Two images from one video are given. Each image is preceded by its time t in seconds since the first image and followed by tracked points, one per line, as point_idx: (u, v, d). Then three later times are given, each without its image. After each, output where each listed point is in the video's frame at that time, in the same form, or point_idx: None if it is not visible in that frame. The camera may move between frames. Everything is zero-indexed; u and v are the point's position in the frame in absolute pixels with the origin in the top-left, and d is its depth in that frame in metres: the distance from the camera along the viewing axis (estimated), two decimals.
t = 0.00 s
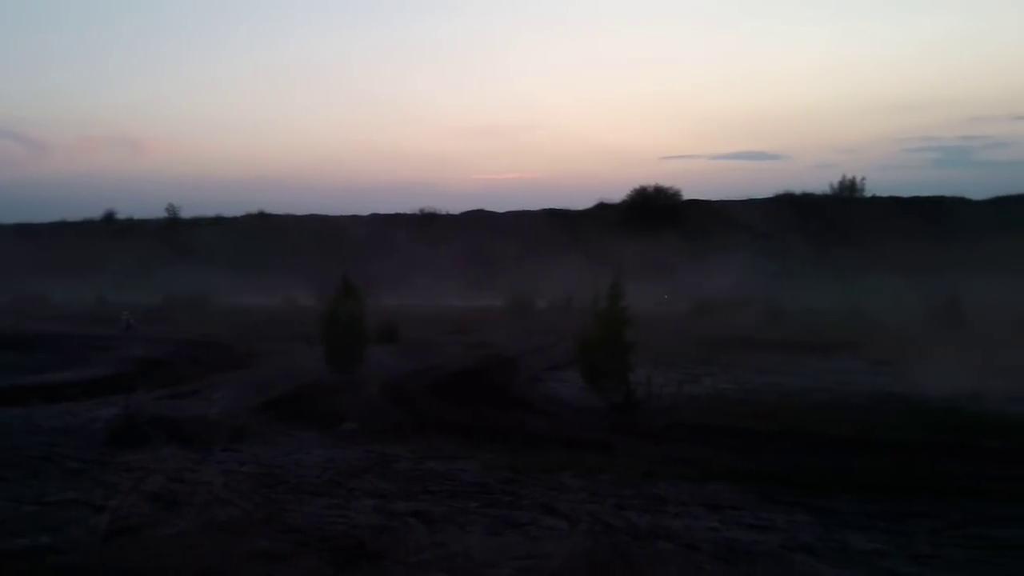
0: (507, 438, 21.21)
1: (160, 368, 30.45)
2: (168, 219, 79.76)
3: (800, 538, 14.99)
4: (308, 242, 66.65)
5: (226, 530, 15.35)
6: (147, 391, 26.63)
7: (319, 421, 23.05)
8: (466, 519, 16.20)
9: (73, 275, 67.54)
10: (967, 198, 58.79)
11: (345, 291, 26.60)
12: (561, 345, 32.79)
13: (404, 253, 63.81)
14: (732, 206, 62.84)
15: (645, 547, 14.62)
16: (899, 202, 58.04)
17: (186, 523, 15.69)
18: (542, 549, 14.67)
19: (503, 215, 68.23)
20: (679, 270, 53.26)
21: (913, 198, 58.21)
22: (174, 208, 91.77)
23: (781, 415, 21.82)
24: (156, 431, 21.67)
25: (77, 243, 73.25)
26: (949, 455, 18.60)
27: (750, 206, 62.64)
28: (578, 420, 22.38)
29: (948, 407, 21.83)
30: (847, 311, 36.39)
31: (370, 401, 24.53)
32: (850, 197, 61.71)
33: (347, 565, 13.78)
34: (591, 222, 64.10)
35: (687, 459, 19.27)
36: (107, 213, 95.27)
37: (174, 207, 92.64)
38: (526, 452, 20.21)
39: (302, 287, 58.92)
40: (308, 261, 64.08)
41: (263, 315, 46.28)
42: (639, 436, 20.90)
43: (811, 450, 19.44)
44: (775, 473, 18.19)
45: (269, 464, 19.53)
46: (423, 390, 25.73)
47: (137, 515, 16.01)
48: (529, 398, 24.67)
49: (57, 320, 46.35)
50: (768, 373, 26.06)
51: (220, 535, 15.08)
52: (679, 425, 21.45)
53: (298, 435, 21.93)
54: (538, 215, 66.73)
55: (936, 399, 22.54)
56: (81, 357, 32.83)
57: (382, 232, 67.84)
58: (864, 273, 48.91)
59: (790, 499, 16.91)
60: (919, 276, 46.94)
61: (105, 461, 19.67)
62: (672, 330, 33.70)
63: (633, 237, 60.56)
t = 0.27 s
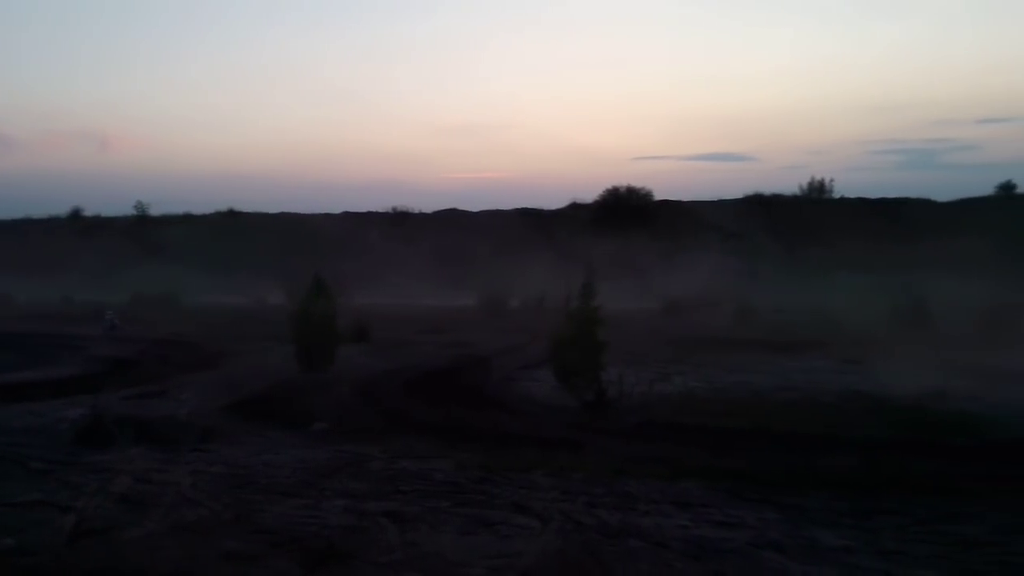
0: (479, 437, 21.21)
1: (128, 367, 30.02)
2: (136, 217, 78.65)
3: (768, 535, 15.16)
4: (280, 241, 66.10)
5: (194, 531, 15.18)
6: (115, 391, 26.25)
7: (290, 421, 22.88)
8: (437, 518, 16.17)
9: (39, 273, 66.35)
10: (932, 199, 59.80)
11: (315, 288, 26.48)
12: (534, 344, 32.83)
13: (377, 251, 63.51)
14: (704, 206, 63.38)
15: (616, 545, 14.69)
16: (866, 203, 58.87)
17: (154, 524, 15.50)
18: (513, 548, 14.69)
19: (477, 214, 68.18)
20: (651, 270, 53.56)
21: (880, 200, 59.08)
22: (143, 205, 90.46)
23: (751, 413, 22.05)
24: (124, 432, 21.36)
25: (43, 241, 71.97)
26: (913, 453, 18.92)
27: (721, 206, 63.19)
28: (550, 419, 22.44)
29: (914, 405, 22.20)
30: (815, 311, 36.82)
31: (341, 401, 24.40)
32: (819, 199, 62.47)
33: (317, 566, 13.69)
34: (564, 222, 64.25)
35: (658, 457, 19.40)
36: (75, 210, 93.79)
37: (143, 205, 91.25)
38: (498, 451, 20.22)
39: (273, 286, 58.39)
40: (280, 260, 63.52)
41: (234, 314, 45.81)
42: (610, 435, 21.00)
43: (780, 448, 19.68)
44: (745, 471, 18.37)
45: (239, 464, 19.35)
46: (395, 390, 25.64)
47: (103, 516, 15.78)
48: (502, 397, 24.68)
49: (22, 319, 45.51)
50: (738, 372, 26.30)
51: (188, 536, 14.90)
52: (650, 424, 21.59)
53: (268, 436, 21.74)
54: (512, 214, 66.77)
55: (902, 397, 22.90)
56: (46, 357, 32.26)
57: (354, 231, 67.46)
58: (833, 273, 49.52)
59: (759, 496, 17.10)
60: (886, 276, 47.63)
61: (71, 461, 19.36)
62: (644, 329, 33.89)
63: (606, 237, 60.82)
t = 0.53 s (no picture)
0: (454, 436, 21.22)
1: (98, 367, 29.63)
2: (107, 214, 77.57)
3: (740, 532, 15.33)
4: (254, 239, 65.54)
5: (167, 532, 15.04)
6: (84, 390, 25.90)
7: (263, 421, 22.73)
8: (412, 518, 16.17)
9: (7, 270, 65.20)
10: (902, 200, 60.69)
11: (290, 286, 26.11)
12: (509, 343, 32.88)
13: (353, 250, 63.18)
14: (679, 207, 63.82)
15: (591, 543, 14.78)
16: (838, 204, 59.59)
17: (125, 525, 15.33)
18: (489, 547, 14.71)
19: (453, 212, 68.09)
20: (626, 270, 53.79)
21: (851, 200, 59.82)
22: (114, 202, 89.23)
23: (724, 412, 22.27)
24: (94, 431, 21.09)
25: (10, 238, 70.73)
26: (883, 450, 19.22)
27: (696, 206, 63.67)
28: (525, 417, 22.50)
29: (882, 403, 22.54)
30: (787, 310, 37.23)
31: (316, 400, 24.28)
32: (791, 199, 63.12)
33: (291, 566, 13.63)
34: (540, 221, 64.36)
35: (632, 455, 19.53)
36: (44, 207, 92.32)
37: (114, 202, 90.00)
38: (473, 450, 20.23)
39: (247, 284, 57.86)
40: (254, 258, 62.97)
41: (207, 312, 45.37)
42: (585, 433, 21.09)
43: (751, 446, 19.90)
44: (718, 469, 18.55)
45: (212, 464, 19.20)
46: (369, 389, 25.56)
47: (73, 517, 15.58)
48: (477, 396, 24.70)
49: None
50: (711, 371, 26.55)
51: (160, 536, 14.76)
52: (625, 422, 21.73)
53: (242, 435, 21.59)
54: (488, 213, 66.76)
55: (871, 396, 23.26)
56: (13, 356, 31.74)
57: (330, 229, 67.07)
58: (805, 273, 50.05)
59: (732, 494, 17.28)
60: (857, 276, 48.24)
61: (40, 462, 19.08)
62: (619, 328, 34.08)
63: (582, 236, 61.01)
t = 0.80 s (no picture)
0: (433, 435, 21.19)
1: (72, 367, 29.26)
2: (81, 213, 76.56)
3: (718, 529, 15.44)
4: (231, 238, 65.02)
5: (143, 533, 14.89)
6: (58, 391, 25.56)
7: (241, 421, 22.57)
8: (391, 517, 16.13)
9: None
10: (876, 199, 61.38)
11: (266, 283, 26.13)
12: (489, 342, 32.89)
13: (331, 249, 62.85)
14: (657, 206, 64.13)
15: (570, 541, 14.83)
16: (814, 203, 60.12)
17: (100, 527, 15.17)
18: (468, 545, 14.73)
19: (432, 211, 67.96)
20: (604, 269, 53.98)
21: (826, 199, 60.40)
22: (88, 201, 88.12)
23: (702, 409, 22.42)
24: (68, 433, 20.83)
25: None
26: (858, 447, 19.46)
27: (674, 205, 64.03)
28: (504, 416, 22.52)
29: (857, 400, 22.81)
30: (763, 308, 37.53)
31: (294, 400, 24.15)
32: (767, 199, 63.62)
33: (269, 567, 13.55)
34: (519, 220, 64.39)
35: (611, 453, 19.60)
36: (15, 206, 91.01)
37: (87, 200, 88.84)
38: (452, 449, 20.23)
39: (224, 283, 57.37)
40: (231, 257, 62.43)
41: (183, 312, 44.94)
42: (564, 431, 21.17)
43: (728, 443, 20.05)
44: (696, 466, 18.67)
45: (189, 465, 19.03)
46: (348, 389, 25.45)
47: (47, 519, 15.39)
48: (456, 395, 24.69)
49: None
50: (689, 369, 26.71)
51: (136, 538, 14.62)
52: (603, 420, 21.82)
53: (219, 436, 21.42)
54: (467, 212, 66.70)
55: (846, 393, 23.51)
56: None
57: (308, 228, 66.69)
58: (781, 272, 50.49)
59: (710, 491, 17.41)
60: (832, 274, 48.71)
61: (12, 464, 18.81)
62: (597, 327, 34.18)
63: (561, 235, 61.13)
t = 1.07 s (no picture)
0: (408, 435, 21.12)
1: (40, 368, 28.72)
2: (48, 211, 75.21)
3: (692, 526, 15.56)
4: (203, 237, 64.26)
5: (113, 538, 14.67)
6: (25, 393, 25.09)
7: (214, 422, 22.33)
8: (365, 518, 16.05)
9: None
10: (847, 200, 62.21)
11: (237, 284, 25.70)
12: (464, 341, 32.85)
13: (304, 248, 62.34)
14: (631, 206, 64.43)
15: (545, 540, 14.86)
16: (785, 203, 60.77)
17: (69, 531, 14.92)
18: (443, 546, 14.71)
19: (407, 210, 67.70)
20: (579, 268, 54.14)
21: (797, 199, 61.09)
22: (55, 198, 86.55)
23: (676, 408, 22.58)
24: (35, 436, 20.46)
25: None
26: (829, 444, 19.72)
27: (648, 205, 64.37)
28: (479, 415, 22.51)
29: (828, 398, 23.11)
30: (736, 307, 37.89)
31: (267, 401, 23.94)
32: (740, 199, 64.21)
33: (242, 570, 13.42)
34: (494, 219, 64.34)
35: (586, 451, 19.67)
36: None
37: (54, 198, 87.26)
38: (428, 448, 20.20)
39: (196, 283, 56.65)
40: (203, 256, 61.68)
41: (153, 312, 44.32)
42: (539, 430, 21.23)
43: (702, 441, 20.21)
44: (670, 464, 18.80)
45: (160, 467, 18.79)
46: (322, 389, 25.29)
47: (14, 524, 15.11)
48: (431, 395, 24.63)
49: None
50: (663, 368, 26.89)
51: (106, 543, 14.40)
52: (579, 419, 21.89)
53: (191, 437, 21.17)
54: (442, 211, 66.52)
55: (817, 391, 23.81)
56: None
57: (281, 227, 66.11)
58: (753, 271, 50.96)
59: (684, 488, 17.53)
60: (804, 274, 49.25)
61: None
62: (572, 326, 34.28)
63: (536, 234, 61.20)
